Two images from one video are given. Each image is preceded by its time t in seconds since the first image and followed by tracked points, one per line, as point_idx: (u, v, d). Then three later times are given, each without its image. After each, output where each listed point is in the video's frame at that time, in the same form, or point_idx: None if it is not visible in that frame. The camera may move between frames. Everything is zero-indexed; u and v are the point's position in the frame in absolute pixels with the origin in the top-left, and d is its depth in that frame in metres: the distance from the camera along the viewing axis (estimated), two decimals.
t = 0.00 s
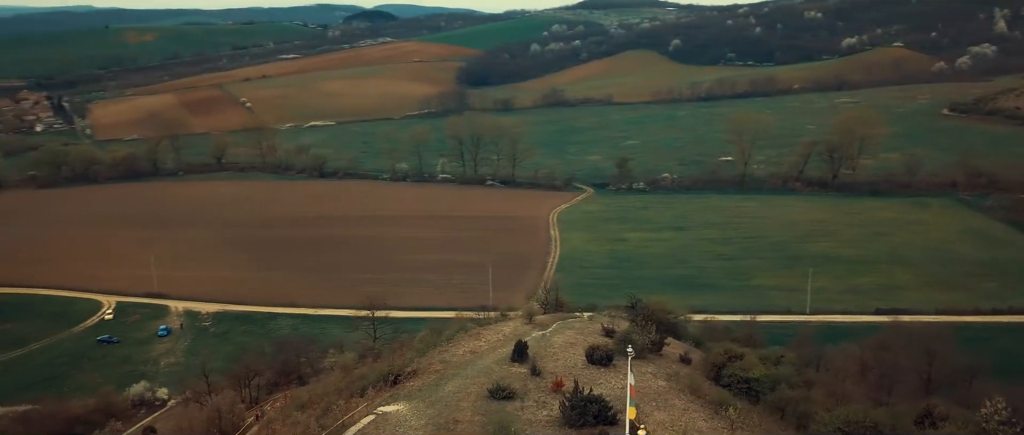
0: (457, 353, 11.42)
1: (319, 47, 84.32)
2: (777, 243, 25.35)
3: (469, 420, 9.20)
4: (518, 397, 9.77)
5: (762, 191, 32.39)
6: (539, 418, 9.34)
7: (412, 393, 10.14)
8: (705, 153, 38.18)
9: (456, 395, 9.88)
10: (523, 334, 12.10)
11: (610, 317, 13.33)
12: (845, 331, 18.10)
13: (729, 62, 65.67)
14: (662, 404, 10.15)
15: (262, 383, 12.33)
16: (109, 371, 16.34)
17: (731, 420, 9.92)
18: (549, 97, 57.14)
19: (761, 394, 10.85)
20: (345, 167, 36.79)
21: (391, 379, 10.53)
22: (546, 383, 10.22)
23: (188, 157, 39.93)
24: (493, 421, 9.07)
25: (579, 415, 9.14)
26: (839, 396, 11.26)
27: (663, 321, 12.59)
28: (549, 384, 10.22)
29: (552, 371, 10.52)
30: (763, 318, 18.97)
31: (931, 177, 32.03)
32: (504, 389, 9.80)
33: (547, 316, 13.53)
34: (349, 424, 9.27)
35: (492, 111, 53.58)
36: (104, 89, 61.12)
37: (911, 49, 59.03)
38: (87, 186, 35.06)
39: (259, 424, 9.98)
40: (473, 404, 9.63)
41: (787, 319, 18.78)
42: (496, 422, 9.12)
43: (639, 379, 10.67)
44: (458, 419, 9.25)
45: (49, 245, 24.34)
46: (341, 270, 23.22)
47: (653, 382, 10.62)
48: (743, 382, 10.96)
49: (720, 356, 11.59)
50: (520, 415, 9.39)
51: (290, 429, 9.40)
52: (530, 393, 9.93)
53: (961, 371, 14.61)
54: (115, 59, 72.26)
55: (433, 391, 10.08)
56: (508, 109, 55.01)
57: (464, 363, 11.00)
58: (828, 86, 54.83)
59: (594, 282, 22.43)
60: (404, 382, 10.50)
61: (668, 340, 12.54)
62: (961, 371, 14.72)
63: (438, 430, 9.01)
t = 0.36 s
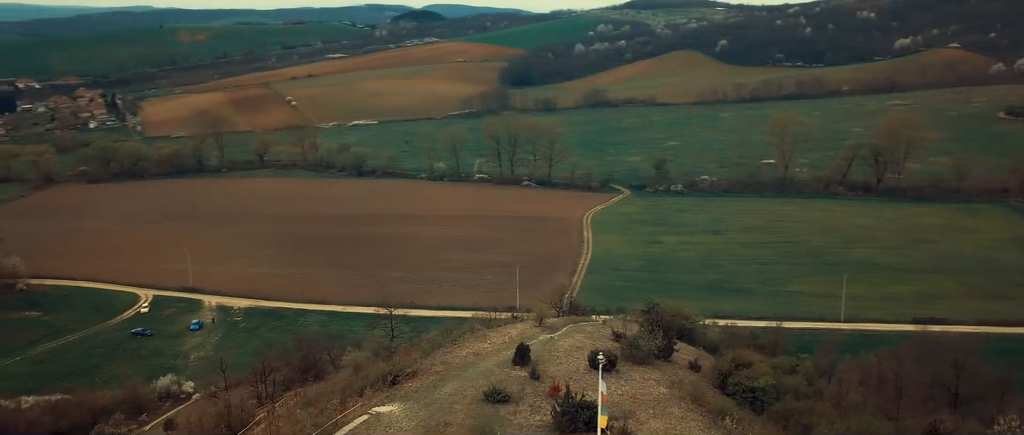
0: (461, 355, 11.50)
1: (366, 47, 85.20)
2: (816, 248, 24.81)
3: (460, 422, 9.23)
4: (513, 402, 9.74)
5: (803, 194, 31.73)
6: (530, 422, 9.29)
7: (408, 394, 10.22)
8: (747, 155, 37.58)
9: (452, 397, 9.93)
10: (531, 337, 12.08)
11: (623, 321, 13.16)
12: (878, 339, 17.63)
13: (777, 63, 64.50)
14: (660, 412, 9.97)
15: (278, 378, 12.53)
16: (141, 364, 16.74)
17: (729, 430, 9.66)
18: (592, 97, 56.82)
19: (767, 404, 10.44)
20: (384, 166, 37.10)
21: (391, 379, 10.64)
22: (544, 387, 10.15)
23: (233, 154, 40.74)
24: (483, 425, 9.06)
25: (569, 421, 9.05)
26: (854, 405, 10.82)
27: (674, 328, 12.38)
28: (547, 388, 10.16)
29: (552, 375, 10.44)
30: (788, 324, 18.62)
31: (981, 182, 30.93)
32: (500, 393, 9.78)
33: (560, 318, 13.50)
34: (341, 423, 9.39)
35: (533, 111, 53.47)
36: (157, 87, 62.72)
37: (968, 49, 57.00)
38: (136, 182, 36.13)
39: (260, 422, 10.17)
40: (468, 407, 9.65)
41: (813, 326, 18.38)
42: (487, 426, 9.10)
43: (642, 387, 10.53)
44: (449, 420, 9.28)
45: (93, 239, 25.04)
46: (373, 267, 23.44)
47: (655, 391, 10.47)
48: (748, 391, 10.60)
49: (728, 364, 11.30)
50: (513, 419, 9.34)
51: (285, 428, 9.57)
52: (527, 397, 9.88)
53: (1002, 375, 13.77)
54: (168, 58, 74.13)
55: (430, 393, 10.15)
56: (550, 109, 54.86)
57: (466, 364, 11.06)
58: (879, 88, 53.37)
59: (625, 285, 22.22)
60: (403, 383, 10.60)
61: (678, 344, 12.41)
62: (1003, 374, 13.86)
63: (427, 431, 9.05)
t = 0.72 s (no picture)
0: (460, 358, 11.63)
1: (406, 47, 85.75)
2: (850, 253, 24.23)
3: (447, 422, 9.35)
4: (504, 406, 9.77)
5: (841, 198, 31.05)
6: (518, 426, 9.28)
7: (401, 396, 10.39)
8: (784, 158, 36.93)
9: (444, 400, 10.04)
10: (534, 342, 12.10)
11: (634, 326, 13.04)
12: (908, 349, 17.14)
13: (821, 64, 62.72)
14: (653, 420, 9.80)
15: (290, 375, 12.74)
16: (167, 358, 17.03)
17: None
18: (630, 97, 56.37)
19: (769, 415, 10.25)
20: (417, 166, 37.26)
21: (387, 380, 10.82)
22: (538, 392, 10.12)
23: (270, 152, 41.30)
24: (470, 428, 9.10)
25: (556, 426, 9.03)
26: (863, 414, 10.40)
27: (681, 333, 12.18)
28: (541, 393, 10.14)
29: (549, 380, 10.40)
30: (810, 331, 18.29)
31: None
32: (492, 397, 9.83)
33: (565, 322, 13.49)
34: (332, 424, 9.60)
35: (570, 112, 53.23)
36: (201, 86, 63.94)
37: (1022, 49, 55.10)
38: (176, 179, 36.92)
39: (258, 420, 10.41)
40: (459, 410, 9.72)
41: (837, 333, 17.99)
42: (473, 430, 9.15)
43: (639, 394, 10.40)
44: (437, 423, 9.35)
45: (129, 234, 25.55)
46: (400, 266, 23.57)
47: (653, 398, 10.33)
48: (750, 400, 10.49)
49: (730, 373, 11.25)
50: (501, 423, 9.34)
51: (279, 427, 9.81)
52: (520, 402, 9.89)
53: None
54: (213, 57, 75.54)
55: (424, 396, 10.28)
56: (587, 109, 54.57)
57: (464, 368, 11.18)
58: (928, 89, 51.52)
59: (652, 288, 21.98)
60: (398, 385, 10.78)
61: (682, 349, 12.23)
62: None
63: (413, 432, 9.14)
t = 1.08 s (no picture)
0: (464, 362, 11.74)
1: (452, 47, 86.17)
2: (892, 259, 23.51)
3: (438, 423, 9.42)
4: (500, 410, 9.74)
5: (887, 203, 30.18)
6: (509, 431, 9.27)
7: (399, 397, 10.56)
8: (829, 161, 36.06)
9: (442, 403, 10.08)
10: (542, 347, 12.09)
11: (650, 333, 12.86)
12: (946, 360, 16.55)
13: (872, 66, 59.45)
14: (651, 429, 9.62)
15: (307, 374, 12.94)
16: (198, 352, 17.37)
17: None
18: (674, 98, 55.71)
19: (774, 427, 9.93)
20: (456, 166, 37.34)
21: (387, 382, 11.02)
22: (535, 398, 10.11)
23: (313, 151, 41.87)
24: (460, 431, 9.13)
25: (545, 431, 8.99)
26: (875, 432, 10.10)
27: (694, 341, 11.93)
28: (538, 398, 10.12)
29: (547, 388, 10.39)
30: (840, 339, 17.88)
31: None
32: (488, 401, 9.81)
33: (579, 326, 13.51)
34: (327, 423, 9.79)
35: (613, 113, 52.78)
36: (251, 85, 65.19)
37: None
38: (221, 177, 37.66)
39: (261, 417, 10.63)
40: (454, 412, 9.74)
41: (869, 342, 17.54)
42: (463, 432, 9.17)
43: (640, 403, 10.22)
44: (429, 426, 9.35)
45: (170, 230, 26.11)
46: (432, 265, 23.62)
47: (654, 408, 10.14)
48: (755, 411, 10.13)
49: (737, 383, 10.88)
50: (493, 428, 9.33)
51: (277, 426, 10.03)
52: (517, 406, 9.87)
53: None
54: (263, 57, 76.98)
55: (422, 398, 10.36)
56: (631, 110, 54.08)
57: (467, 371, 11.27)
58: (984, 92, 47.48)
59: (685, 292, 21.62)
60: (398, 386, 10.96)
61: (695, 354, 12.05)
62: None
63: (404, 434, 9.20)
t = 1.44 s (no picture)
0: (472, 365, 11.96)
1: (502, 47, 86.31)
2: (942, 268, 22.67)
3: (432, 426, 9.66)
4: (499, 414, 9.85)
5: (940, 210, 29.13)
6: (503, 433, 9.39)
7: (401, 398, 10.85)
8: (882, 166, 35.02)
9: (442, 405, 10.27)
10: (553, 352, 12.15)
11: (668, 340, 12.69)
12: (991, 375, 15.84)
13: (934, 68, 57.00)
14: None
15: (327, 372, 13.10)
16: (232, 347, 17.70)
17: None
18: (724, 100, 54.80)
19: None
20: (499, 166, 37.35)
21: (392, 383, 11.36)
22: (536, 404, 10.15)
23: (359, 150, 42.35)
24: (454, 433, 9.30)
25: None
26: None
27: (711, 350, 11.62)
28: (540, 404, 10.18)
29: (550, 394, 10.41)
30: (877, 350, 17.38)
31: None
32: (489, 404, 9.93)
33: (596, 331, 13.59)
34: (326, 423, 10.12)
35: (661, 114, 52.14)
36: (303, 84, 66.25)
37: None
38: (269, 174, 38.40)
39: (270, 415, 11.04)
40: (453, 416, 9.90)
41: (907, 354, 16.98)
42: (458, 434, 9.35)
43: (647, 411, 10.08)
44: (425, 429, 9.55)
45: (215, 226, 26.68)
46: (467, 266, 23.62)
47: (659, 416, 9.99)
48: (764, 423, 9.82)
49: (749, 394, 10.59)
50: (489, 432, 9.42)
51: (281, 425, 10.40)
52: (517, 412, 9.93)
53: None
54: (316, 56, 78.19)
55: (423, 400, 10.59)
56: (679, 112, 53.36)
57: (473, 374, 11.48)
58: None
59: (722, 298, 21.18)
60: (401, 387, 11.26)
61: (712, 364, 11.81)
62: None
63: None
